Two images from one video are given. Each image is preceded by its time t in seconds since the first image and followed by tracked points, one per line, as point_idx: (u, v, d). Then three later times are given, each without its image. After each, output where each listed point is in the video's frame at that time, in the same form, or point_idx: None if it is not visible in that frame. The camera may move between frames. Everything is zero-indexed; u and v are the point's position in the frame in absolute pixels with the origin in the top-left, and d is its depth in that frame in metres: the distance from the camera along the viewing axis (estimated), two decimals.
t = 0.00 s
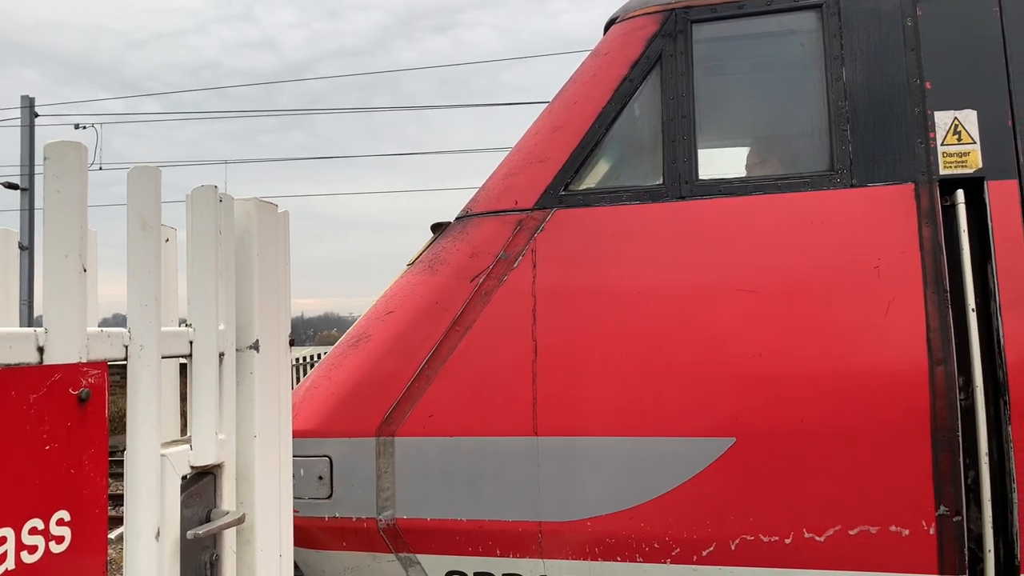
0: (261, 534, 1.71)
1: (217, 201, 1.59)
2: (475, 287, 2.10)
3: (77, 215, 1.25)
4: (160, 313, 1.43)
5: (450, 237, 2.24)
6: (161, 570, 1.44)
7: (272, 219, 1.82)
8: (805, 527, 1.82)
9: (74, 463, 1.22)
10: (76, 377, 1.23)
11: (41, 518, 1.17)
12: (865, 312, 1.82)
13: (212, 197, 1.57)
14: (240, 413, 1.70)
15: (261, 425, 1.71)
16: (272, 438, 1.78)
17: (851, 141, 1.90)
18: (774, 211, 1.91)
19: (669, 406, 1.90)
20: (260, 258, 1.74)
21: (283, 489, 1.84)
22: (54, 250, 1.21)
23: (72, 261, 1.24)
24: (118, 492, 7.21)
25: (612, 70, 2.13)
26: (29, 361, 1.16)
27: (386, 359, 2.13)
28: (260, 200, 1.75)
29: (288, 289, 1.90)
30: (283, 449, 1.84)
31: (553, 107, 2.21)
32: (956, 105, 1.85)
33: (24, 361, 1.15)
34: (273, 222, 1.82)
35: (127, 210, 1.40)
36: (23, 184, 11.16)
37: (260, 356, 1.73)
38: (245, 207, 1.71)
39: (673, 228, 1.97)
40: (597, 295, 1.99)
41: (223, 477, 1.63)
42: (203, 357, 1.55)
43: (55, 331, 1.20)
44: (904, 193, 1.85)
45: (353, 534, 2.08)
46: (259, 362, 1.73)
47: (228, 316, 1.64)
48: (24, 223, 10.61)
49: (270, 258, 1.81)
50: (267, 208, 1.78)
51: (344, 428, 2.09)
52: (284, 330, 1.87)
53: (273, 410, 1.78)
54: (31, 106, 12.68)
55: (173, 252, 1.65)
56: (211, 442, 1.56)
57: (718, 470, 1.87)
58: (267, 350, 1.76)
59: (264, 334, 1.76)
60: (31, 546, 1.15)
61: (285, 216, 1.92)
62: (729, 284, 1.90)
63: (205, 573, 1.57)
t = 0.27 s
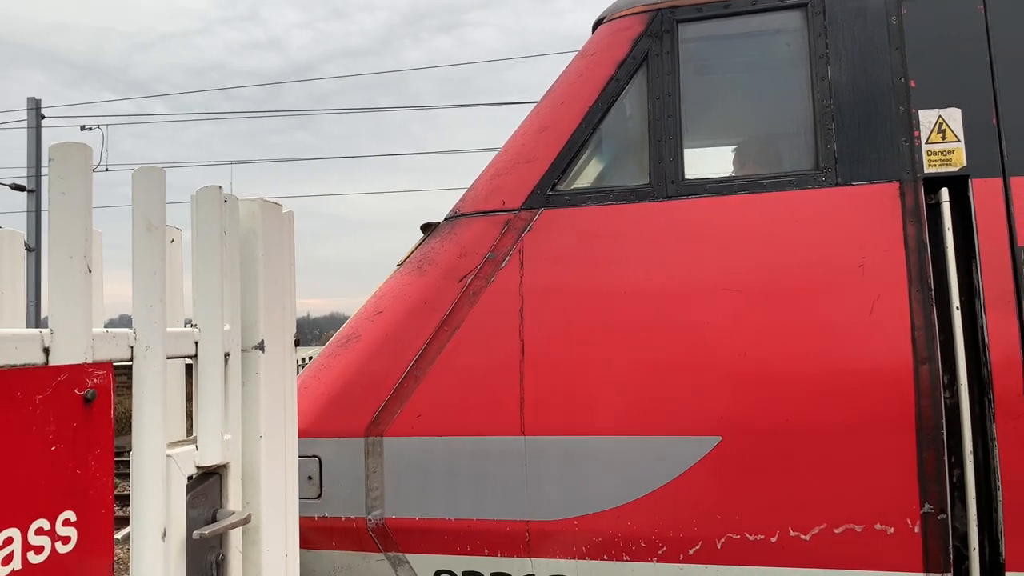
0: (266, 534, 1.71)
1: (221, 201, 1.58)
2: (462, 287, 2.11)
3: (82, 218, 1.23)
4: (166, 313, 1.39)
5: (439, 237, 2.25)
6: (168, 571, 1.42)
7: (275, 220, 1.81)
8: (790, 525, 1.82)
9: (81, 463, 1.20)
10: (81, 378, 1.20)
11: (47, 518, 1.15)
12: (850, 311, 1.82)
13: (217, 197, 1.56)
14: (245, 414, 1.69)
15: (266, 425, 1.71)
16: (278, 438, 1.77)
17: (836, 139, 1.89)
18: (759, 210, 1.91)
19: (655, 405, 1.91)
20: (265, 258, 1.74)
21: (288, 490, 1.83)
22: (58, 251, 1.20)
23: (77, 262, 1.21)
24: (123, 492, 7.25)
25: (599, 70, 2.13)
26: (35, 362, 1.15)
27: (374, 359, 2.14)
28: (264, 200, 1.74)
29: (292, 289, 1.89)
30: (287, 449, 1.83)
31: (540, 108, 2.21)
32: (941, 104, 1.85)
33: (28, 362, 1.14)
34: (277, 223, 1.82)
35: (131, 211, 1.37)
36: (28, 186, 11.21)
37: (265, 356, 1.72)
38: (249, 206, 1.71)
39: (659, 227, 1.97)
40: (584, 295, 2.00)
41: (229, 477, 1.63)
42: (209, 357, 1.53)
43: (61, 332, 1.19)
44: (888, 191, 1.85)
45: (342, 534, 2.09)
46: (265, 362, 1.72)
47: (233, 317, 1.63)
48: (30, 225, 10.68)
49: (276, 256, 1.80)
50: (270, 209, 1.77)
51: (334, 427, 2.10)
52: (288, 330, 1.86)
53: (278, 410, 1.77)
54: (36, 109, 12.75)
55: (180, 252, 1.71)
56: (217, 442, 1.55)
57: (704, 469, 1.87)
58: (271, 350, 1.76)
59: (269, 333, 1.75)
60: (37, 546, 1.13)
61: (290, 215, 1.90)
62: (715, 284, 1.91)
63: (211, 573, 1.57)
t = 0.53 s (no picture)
0: (272, 534, 1.65)
1: (225, 202, 1.54)
2: (448, 288, 2.12)
3: (85, 220, 1.22)
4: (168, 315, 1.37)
5: (425, 238, 2.26)
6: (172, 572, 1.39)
7: (281, 221, 1.76)
8: (772, 524, 1.83)
9: (86, 466, 1.19)
10: (86, 381, 1.20)
11: (52, 519, 1.14)
12: (831, 310, 1.83)
13: (221, 199, 1.52)
14: (250, 415, 1.63)
15: (270, 425, 1.65)
16: (284, 439, 1.70)
17: (817, 139, 1.90)
18: (740, 210, 1.92)
19: (637, 404, 1.91)
20: (270, 260, 1.69)
21: (293, 492, 1.77)
22: (61, 255, 1.18)
23: (82, 265, 1.21)
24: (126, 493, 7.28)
25: (583, 71, 2.13)
26: (40, 364, 1.14)
27: (361, 360, 2.15)
28: (269, 201, 1.69)
29: (297, 289, 1.85)
30: (293, 451, 1.77)
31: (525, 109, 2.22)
32: (921, 103, 1.85)
33: (33, 364, 1.12)
34: (282, 224, 1.77)
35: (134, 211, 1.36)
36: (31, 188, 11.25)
37: (270, 357, 1.67)
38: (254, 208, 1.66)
39: (641, 228, 1.98)
40: (567, 295, 2.00)
41: (234, 478, 1.57)
42: (212, 359, 1.50)
43: (66, 335, 1.17)
44: (869, 191, 1.85)
45: (329, 534, 2.10)
46: (270, 363, 1.67)
47: (237, 318, 1.58)
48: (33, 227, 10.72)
49: (281, 257, 1.75)
50: (276, 210, 1.72)
51: (321, 428, 2.11)
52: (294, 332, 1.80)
53: (284, 411, 1.71)
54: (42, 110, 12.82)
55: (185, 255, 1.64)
56: (221, 442, 1.51)
57: (686, 469, 1.88)
58: (278, 352, 1.70)
59: (276, 335, 1.69)
60: (42, 547, 1.12)
61: (294, 217, 1.87)
62: (697, 284, 1.91)
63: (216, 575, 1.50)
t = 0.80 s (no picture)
0: (277, 536, 1.63)
1: (229, 203, 1.52)
2: (432, 289, 2.13)
3: (88, 223, 1.19)
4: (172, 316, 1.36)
5: (410, 239, 2.27)
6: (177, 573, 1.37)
7: (284, 221, 1.74)
8: (753, 523, 1.84)
9: (90, 466, 1.17)
10: (89, 381, 1.17)
11: (56, 521, 1.12)
12: (810, 310, 1.83)
13: (224, 199, 1.50)
14: (254, 415, 1.62)
15: (275, 426, 1.64)
16: (288, 441, 1.70)
17: (797, 139, 1.90)
18: (720, 210, 1.92)
19: (618, 404, 1.92)
20: (274, 260, 1.67)
21: (297, 493, 1.76)
22: (62, 257, 1.16)
23: (85, 266, 1.18)
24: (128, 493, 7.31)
25: (566, 73, 2.14)
26: (43, 366, 1.11)
27: (346, 361, 2.16)
28: (273, 202, 1.67)
29: (301, 290, 1.82)
30: (298, 451, 1.75)
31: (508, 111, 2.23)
32: (900, 103, 1.86)
33: (37, 365, 1.09)
34: (286, 223, 1.75)
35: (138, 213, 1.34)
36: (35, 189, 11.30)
37: (274, 358, 1.65)
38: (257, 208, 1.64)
39: (622, 228, 1.98)
40: (549, 296, 2.01)
41: (239, 479, 1.56)
42: (217, 360, 1.48)
43: (69, 335, 1.15)
44: (848, 191, 1.85)
45: (314, 534, 2.11)
46: (274, 364, 1.65)
47: (241, 318, 1.57)
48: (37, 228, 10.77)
49: (286, 258, 1.73)
50: (279, 210, 1.71)
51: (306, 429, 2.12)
52: (297, 332, 1.79)
53: (288, 411, 1.70)
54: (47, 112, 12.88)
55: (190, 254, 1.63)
56: (227, 443, 1.49)
57: (667, 468, 1.88)
58: (282, 351, 1.69)
59: (279, 335, 1.68)
60: (46, 549, 1.10)
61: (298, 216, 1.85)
62: (677, 284, 1.92)
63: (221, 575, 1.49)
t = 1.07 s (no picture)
0: (284, 535, 1.64)
1: (234, 203, 1.53)
2: (415, 289, 2.13)
3: (92, 221, 1.20)
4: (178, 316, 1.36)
5: (394, 240, 2.28)
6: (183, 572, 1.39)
7: (289, 221, 1.75)
8: (731, 523, 1.84)
9: (95, 467, 1.17)
10: (95, 382, 1.18)
11: (62, 521, 1.13)
12: (787, 310, 1.84)
13: (230, 200, 1.51)
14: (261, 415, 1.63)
15: (281, 425, 1.65)
16: (294, 441, 1.71)
17: (777, 139, 1.91)
18: (700, 210, 1.93)
19: (598, 404, 1.93)
20: (279, 261, 1.68)
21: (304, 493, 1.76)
22: (69, 258, 1.16)
23: (91, 266, 1.19)
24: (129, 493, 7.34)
25: (548, 74, 2.15)
26: (48, 366, 1.13)
27: (330, 361, 2.17)
28: (278, 202, 1.68)
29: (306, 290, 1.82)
30: (304, 450, 1.76)
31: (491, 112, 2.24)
32: (878, 102, 1.86)
33: (42, 366, 1.11)
34: (290, 224, 1.75)
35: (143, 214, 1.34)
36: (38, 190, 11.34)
37: (280, 358, 1.66)
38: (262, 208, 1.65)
39: (602, 228, 1.99)
40: (530, 296, 2.02)
41: (245, 479, 1.57)
42: (223, 361, 1.49)
43: (75, 336, 1.16)
44: (826, 191, 1.86)
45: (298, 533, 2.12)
46: (280, 364, 1.66)
47: (247, 318, 1.58)
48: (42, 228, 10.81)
49: (291, 258, 1.74)
50: (285, 210, 1.71)
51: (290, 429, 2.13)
52: (303, 331, 1.79)
53: (293, 411, 1.71)
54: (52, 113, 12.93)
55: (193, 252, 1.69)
56: (232, 443, 1.51)
57: (646, 468, 1.89)
58: (288, 352, 1.70)
59: (285, 335, 1.69)
60: (53, 549, 1.11)
61: (303, 215, 1.85)
62: (657, 284, 1.92)
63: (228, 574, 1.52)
